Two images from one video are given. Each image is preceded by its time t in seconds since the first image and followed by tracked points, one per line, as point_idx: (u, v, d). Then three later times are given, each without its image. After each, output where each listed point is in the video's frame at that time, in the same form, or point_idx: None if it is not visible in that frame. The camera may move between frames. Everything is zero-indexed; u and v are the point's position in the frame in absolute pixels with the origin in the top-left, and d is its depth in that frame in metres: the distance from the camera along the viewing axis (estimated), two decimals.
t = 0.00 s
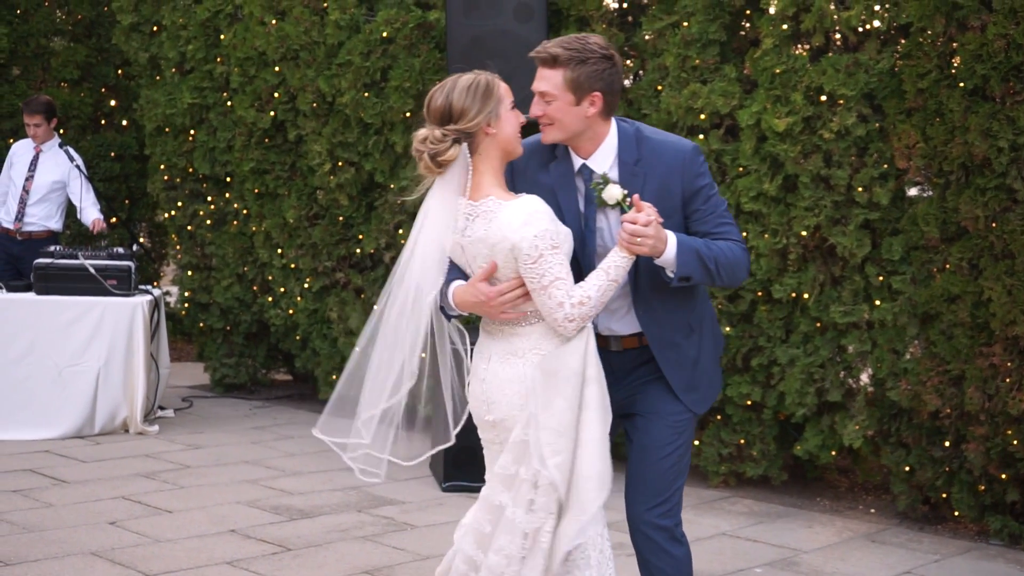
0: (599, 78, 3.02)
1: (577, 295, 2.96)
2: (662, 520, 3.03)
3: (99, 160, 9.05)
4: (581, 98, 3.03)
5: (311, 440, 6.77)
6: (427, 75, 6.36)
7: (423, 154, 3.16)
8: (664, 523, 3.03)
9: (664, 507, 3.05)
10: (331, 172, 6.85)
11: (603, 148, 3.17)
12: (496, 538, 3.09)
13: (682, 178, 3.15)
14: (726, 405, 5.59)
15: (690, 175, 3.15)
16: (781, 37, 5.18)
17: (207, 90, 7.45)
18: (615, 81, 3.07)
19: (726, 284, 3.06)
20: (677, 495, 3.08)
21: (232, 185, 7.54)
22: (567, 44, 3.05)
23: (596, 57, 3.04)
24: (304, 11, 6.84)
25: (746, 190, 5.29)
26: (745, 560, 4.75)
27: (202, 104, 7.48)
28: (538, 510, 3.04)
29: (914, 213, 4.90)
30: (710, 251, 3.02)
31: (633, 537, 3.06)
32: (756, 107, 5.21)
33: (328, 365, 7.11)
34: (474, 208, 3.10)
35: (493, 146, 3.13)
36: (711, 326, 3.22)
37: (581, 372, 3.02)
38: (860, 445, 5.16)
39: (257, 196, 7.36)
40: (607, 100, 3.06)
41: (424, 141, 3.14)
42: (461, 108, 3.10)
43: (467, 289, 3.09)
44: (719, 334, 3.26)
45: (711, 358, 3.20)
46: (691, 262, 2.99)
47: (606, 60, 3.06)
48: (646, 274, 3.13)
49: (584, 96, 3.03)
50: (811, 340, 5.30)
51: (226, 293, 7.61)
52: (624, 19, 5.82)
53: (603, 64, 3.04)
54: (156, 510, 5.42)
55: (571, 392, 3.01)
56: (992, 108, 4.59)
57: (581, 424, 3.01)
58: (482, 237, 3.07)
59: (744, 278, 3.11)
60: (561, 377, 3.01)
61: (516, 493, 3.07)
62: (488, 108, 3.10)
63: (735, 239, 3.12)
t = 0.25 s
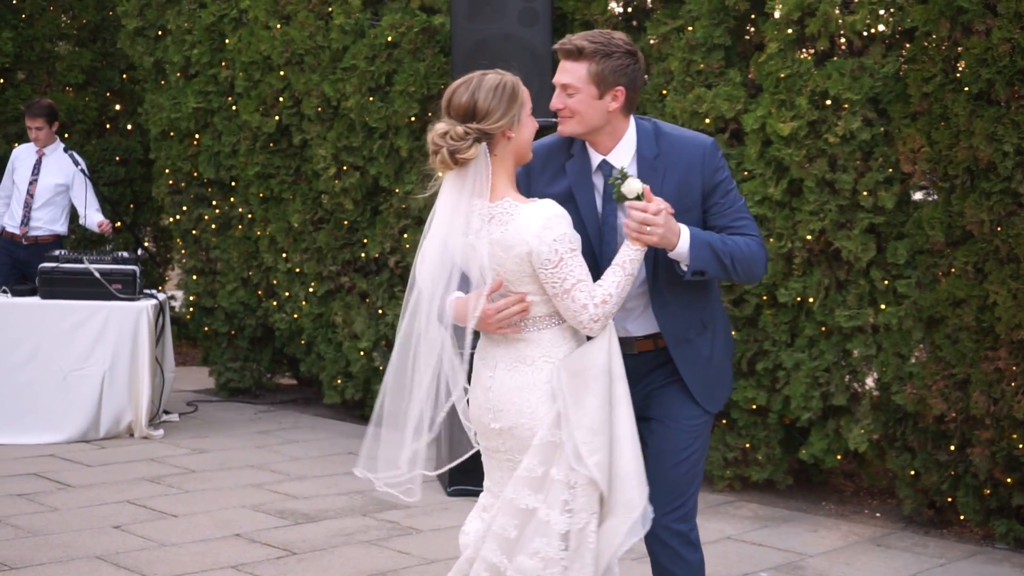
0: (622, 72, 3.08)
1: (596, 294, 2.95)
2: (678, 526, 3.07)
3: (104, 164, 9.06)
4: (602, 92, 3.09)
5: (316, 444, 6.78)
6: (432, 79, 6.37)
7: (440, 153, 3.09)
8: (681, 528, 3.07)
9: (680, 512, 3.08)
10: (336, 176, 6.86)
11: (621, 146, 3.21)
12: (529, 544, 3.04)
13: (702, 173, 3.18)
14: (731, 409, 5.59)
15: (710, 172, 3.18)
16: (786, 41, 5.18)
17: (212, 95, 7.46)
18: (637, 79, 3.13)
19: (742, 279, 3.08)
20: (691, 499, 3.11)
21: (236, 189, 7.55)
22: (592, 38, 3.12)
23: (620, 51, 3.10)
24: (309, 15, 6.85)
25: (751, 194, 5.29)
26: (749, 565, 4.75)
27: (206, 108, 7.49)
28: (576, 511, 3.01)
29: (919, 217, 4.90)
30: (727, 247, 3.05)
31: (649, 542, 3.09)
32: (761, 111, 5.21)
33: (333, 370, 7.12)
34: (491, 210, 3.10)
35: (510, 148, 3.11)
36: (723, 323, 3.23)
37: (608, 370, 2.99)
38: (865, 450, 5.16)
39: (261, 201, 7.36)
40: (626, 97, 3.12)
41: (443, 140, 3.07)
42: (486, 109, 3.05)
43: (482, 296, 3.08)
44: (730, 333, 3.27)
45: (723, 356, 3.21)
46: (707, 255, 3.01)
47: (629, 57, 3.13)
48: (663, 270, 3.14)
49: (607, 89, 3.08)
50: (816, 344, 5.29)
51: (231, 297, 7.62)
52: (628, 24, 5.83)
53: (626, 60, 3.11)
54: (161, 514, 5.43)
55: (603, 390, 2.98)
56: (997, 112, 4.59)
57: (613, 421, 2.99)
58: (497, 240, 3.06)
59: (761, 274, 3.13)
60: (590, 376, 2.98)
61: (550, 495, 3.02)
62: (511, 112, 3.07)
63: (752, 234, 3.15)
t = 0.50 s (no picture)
0: (639, 63, 3.06)
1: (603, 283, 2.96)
2: (697, 532, 3.09)
3: (111, 169, 9.08)
4: (621, 82, 3.06)
5: (323, 449, 6.78)
6: (438, 84, 6.37)
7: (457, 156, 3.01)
8: (697, 536, 3.09)
9: (696, 519, 3.10)
10: (343, 181, 6.86)
11: (639, 136, 3.19)
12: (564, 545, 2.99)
13: (716, 161, 3.16)
14: (738, 414, 5.59)
15: (724, 160, 3.16)
16: (792, 45, 5.17)
17: (219, 100, 7.47)
18: (653, 68, 3.11)
19: (751, 268, 3.06)
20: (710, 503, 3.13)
21: (243, 194, 7.56)
22: (608, 28, 3.10)
23: (638, 42, 3.08)
24: (316, 20, 6.85)
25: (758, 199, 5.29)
26: (756, 570, 4.74)
27: (213, 113, 7.50)
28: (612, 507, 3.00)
29: (926, 221, 4.89)
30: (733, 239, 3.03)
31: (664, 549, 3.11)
32: (768, 116, 5.21)
33: (340, 374, 7.12)
34: (493, 215, 3.07)
35: (522, 153, 3.07)
36: (738, 316, 3.22)
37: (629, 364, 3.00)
38: (872, 454, 5.15)
39: (268, 205, 7.37)
40: (645, 86, 3.10)
41: (459, 142, 3.00)
42: (504, 114, 3.00)
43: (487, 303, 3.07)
44: (747, 327, 3.26)
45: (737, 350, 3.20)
46: (710, 246, 3.01)
47: (646, 47, 3.10)
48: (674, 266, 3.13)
49: (624, 80, 3.06)
50: (823, 349, 5.29)
51: (237, 301, 7.62)
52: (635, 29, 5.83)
53: (643, 50, 3.08)
54: (168, 518, 5.43)
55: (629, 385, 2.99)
56: (1004, 117, 4.59)
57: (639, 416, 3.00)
58: (502, 244, 3.04)
59: (774, 261, 3.10)
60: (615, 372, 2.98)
61: (582, 493, 2.99)
62: (527, 118, 3.03)
63: (764, 221, 3.11)
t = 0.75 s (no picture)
0: (656, 53, 3.08)
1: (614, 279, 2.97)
2: (708, 540, 3.12)
3: (119, 173, 9.09)
4: (637, 73, 3.08)
5: (330, 453, 6.78)
6: (446, 89, 6.37)
7: (465, 164, 3.00)
8: (711, 544, 3.12)
9: (710, 527, 3.13)
10: (350, 186, 6.87)
11: (655, 126, 3.21)
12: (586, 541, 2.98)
13: (725, 152, 3.15)
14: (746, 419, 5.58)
15: (733, 151, 3.14)
16: (801, 50, 5.17)
17: (227, 104, 7.47)
18: (669, 58, 3.14)
19: (749, 260, 3.00)
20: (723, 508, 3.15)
21: (252, 198, 7.57)
22: (623, 21, 3.13)
23: (653, 33, 3.10)
24: (324, 24, 6.86)
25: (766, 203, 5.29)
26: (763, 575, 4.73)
27: (221, 117, 7.51)
28: (634, 500, 2.98)
29: (934, 226, 4.88)
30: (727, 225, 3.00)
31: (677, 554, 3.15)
32: (776, 120, 5.20)
33: (348, 379, 7.13)
34: (499, 219, 3.07)
35: (527, 158, 3.08)
36: (750, 313, 3.19)
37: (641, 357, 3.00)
38: (880, 459, 5.14)
39: (276, 210, 7.37)
40: (661, 76, 3.12)
41: (466, 150, 2.99)
42: (511, 121, 2.99)
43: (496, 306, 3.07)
44: (762, 327, 3.24)
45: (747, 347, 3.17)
46: (700, 233, 2.99)
47: (661, 37, 3.12)
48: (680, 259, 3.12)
49: (642, 70, 3.08)
50: (831, 354, 5.28)
51: (245, 306, 7.62)
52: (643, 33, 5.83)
53: (658, 40, 3.11)
54: (175, 522, 5.43)
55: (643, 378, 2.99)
56: (1013, 121, 4.57)
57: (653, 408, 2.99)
58: (515, 247, 3.03)
59: (776, 251, 3.01)
60: (626, 366, 2.97)
61: (603, 488, 2.98)
62: (533, 124, 3.03)
63: (768, 208, 3.06)
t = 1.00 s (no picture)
0: (675, 49, 3.09)
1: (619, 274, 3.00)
2: (717, 548, 3.14)
3: (130, 177, 9.12)
4: (657, 68, 3.10)
5: (340, 457, 6.78)
6: (456, 93, 6.38)
7: (472, 175, 3.01)
8: (720, 552, 3.14)
9: (718, 534, 3.15)
10: (360, 190, 6.87)
11: (669, 122, 3.22)
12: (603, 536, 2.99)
13: (727, 144, 3.12)
14: (756, 423, 5.58)
15: (733, 141, 3.12)
16: (811, 54, 5.16)
17: (238, 109, 7.49)
18: (688, 54, 3.15)
19: (725, 243, 2.95)
20: (732, 514, 3.16)
21: (262, 202, 7.57)
22: (643, 18, 3.14)
23: (672, 29, 3.11)
24: (334, 29, 6.86)
25: (777, 208, 5.28)
26: None
27: (231, 122, 7.52)
28: (644, 492, 3.02)
29: (945, 230, 4.88)
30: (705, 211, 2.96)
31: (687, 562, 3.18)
32: (786, 125, 5.20)
33: (358, 383, 7.13)
34: (503, 220, 3.07)
35: (530, 162, 3.07)
36: (754, 307, 3.15)
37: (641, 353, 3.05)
38: (891, 465, 5.13)
39: (286, 214, 7.38)
40: (681, 70, 3.13)
41: (473, 161, 2.99)
42: (515, 130, 2.98)
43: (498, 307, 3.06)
44: (769, 324, 3.20)
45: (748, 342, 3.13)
46: (675, 217, 2.97)
47: (681, 33, 3.13)
48: (677, 253, 3.12)
49: (662, 66, 3.10)
50: (841, 359, 5.27)
51: (255, 310, 7.63)
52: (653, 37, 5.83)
53: (678, 36, 3.12)
54: (185, 526, 5.43)
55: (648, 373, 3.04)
56: None
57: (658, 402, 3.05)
58: (521, 248, 3.04)
59: (750, 233, 2.95)
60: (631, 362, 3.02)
61: (616, 483, 3.00)
62: (536, 128, 3.02)
63: (755, 193, 3.01)
